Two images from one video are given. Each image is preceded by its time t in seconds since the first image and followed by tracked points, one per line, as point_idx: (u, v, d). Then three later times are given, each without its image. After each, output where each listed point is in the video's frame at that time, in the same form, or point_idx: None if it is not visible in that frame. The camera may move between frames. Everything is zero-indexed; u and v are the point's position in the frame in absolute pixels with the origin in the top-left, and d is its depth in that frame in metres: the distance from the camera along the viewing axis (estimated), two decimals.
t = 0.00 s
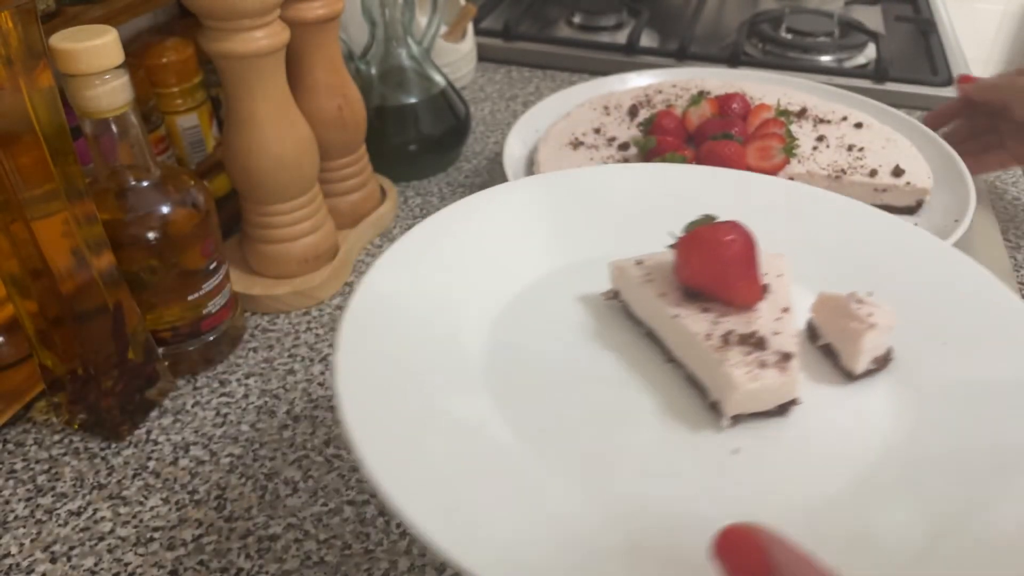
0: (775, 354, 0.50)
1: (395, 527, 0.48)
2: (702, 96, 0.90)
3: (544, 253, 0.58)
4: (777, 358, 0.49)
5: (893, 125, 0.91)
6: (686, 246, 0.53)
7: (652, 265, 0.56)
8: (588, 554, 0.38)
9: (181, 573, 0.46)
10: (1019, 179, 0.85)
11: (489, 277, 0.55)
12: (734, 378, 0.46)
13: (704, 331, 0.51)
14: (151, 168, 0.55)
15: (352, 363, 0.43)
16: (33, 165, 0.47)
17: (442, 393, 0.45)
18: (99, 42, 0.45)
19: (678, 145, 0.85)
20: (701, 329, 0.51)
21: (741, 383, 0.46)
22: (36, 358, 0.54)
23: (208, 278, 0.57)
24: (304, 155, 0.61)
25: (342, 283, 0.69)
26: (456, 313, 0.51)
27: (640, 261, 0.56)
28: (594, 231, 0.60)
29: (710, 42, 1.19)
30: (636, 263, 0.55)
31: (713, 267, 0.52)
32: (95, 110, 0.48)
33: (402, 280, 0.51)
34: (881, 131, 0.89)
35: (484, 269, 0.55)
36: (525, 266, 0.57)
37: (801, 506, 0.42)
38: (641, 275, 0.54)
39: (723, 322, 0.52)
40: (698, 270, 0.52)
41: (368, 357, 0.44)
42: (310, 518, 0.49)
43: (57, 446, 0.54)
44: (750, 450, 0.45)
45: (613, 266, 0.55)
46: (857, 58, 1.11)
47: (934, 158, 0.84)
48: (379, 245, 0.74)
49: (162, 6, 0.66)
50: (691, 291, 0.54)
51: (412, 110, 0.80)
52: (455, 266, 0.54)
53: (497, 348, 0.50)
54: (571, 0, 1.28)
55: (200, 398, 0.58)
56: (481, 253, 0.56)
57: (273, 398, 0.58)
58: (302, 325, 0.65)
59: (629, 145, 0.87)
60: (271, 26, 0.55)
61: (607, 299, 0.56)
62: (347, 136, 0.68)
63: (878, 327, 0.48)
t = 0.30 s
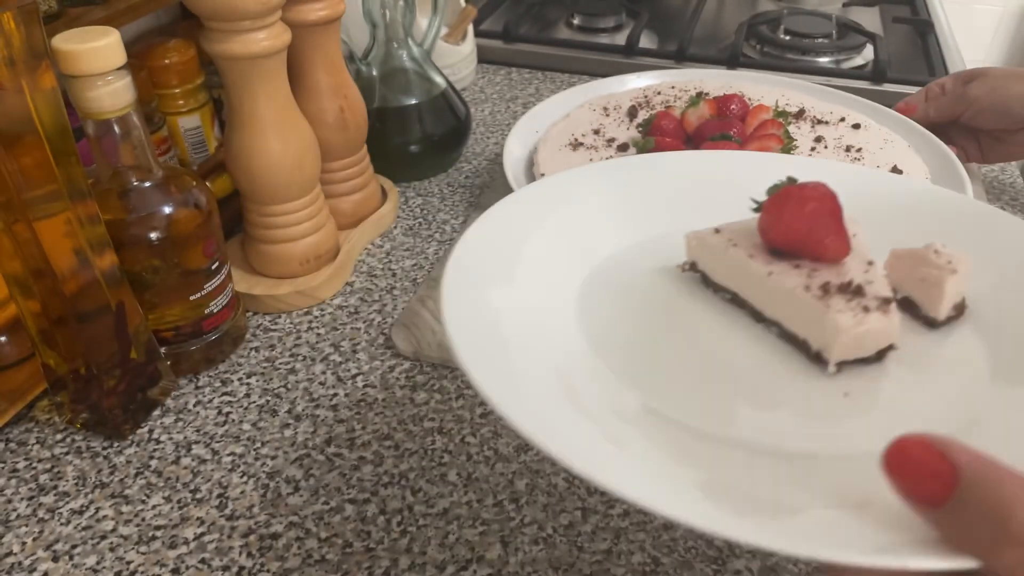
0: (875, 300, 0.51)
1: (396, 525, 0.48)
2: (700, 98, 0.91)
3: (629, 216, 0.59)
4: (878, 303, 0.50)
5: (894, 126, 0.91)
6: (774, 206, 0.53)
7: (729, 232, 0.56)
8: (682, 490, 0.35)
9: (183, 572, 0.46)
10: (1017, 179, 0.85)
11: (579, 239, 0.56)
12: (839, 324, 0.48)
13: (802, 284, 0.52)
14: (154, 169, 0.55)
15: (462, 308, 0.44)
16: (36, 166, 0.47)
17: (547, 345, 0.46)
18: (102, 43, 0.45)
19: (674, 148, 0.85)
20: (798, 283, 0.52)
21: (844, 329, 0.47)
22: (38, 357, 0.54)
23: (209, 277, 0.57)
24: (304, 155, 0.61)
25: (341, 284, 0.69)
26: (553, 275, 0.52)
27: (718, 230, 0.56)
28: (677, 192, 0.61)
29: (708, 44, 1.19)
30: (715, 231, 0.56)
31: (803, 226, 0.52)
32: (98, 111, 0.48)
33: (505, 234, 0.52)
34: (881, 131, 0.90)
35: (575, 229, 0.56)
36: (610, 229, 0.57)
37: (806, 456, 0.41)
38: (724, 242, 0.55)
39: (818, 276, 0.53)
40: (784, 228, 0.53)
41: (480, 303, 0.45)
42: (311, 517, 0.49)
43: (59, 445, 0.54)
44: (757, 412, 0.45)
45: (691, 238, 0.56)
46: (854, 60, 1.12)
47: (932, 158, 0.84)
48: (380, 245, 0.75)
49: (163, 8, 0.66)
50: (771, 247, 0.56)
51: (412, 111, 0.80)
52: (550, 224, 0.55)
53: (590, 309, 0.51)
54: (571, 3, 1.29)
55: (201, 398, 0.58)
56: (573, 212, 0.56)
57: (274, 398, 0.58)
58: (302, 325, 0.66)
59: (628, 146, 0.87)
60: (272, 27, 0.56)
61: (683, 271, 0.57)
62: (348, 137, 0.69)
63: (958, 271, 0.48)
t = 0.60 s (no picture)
0: (926, 291, 0.51)
1: (396, 525, 0.48)
2: (703, 99, 0.91)
3: (673, 210, 0.57)
4: (929, 294, 0.51)
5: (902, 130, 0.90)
6: (818, 204, 0.52)
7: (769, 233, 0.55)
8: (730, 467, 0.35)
9: (183, 572, 0.46)
10: (1017, 178, 0.85)
11: (626, 231, 0.54)
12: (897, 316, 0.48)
13: (853, 280, 0.52)
14: (154, 169, 0.55)
15: (512, 298, 0.43)
16: (36, 166, 0.47)
17: (601, 334, 0.44)
18: (103, 43, 0.45)
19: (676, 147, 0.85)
20: (849, 278, 0.52)
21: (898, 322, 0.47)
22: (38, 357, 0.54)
23: (209, 277, 0.57)
24: (304, 156, 0.61)
25: (341, 284, 0.69)
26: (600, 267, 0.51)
27: (760, 229, 0.55)
28: (721, 190, 0.60)
29: (709, 44, 1.20)
30: (756, 231, 0.55)
31: (847, 226, 0.52)
32: (98, 110, 0.48)
33: (552, 225, 0.50)
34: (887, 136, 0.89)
35: (620, 223, 0.54)
36: (654, 222, 0.56)
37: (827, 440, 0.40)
38: (770, 242, 0.54)
39: (868, 270, 0.53)
40: (829, 223, 0.53)
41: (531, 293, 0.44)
42: (311, 517, 0.49)
43: (59, 445, 0.54)
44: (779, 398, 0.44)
45: (733, 236, 0.55)
46: (854, 60, 1.12)
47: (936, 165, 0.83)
48: (380, 245, 0.75)
49: (163, 8, 0.66)
50: (816, 245, 0.55)
51: (412, 110, 0.80)
52: (595, 217, 0.53)
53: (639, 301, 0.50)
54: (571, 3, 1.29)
55: (201, 398, 0.58)
56: (617, 206, 0.55)
57: (273, 398, 0.58)
58: (302, 325, 0.66)
59: (629, 146, 0.87)
60: (272, 27, 0.55)
61: (726, 270, 0.55)
62: (348, 136, 0.68)
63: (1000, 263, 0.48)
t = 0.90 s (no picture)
0: (966, 304, 0.48)
1: (396, 525, 0.48)
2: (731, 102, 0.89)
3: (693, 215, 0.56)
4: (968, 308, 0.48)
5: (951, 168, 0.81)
6: (850, 213, 0.50)
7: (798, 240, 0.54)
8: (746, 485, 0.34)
9: (183, 572, 0.46)
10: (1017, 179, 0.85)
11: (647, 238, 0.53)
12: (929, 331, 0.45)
13: (890, 292, 0.49)
14: (154, 169, 0.55)
15: (532, 304, 0.41)
16: (36, 166, 0.47)
17: (623, 344, 0.43)
18: (103, 43, 0.45)
19: (687, 153, 0.81)
20: (885, 290, 0.49)
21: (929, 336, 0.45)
22: (38, 357, 0.54)
23: (209, 277, 0.57)
24: (304, 156, 0.61)
25: (342, 284, 0.69)
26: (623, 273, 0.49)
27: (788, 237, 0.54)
28: (745, 196, 0.58)
29: (709, 44, 1.20)
30: (784, 238, 0.54)
31: (881, 237, 0.49)
32: (98, 110, 0.48)
33: (574, 229, 0.49)
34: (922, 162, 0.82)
35: (644, 230, 0.53)
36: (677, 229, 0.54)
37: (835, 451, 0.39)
38: (799, 249, 0.53)
39: (904, 281, 0.50)
40: (863, 233, 0.50)
41: (557, 302, 0.42)
42: (311, 517, 0.49)
43: (59, 445, 0.54)
44: (797, 411, 0.43)
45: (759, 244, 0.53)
46: (854, 60, 1.12)
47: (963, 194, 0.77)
48: (380, 245, 0.75)
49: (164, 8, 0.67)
50: (846, 256, 0.53)
51: (412, 110, 0.80)
52: (618, 223, 0.51)
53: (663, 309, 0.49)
54: (571, 3, 1.29)
55: (201, 397, 0.58)
56: (639, 211, 0.53)
57: (273, 398, 0.58)
58: (302, 325, 0.66)
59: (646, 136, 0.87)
60: (271, 27, 0.55)
61: (751, 278, 0.54)
62: (348, 137, 0.69)
63: None
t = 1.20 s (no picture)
0: (982, 336, 0.46)
1: (396, 525, 0.48)
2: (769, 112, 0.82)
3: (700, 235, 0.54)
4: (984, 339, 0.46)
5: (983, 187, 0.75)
6: (860, 239, 0.48)
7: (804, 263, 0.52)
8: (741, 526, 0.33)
9: (183, 572, 0.46)
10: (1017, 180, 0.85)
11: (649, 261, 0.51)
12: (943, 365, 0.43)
13: (903, 322, 0.47)
14: (154, 169, 0.55)
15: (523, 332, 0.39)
16: (37, 166, 0.47)
17: (617, 374, 0.41)
18: (103, 43, 0.45)
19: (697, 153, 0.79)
20: (898, 320, 0.47)
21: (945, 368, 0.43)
22: (37, 357, 0.54)
23: (209, 278, 0.57)
24: (304, 156, 0.61)
25: (342, 284, 0.69)
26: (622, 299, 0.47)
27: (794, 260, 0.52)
28: (751, 212, 0.55)
29: (709, 44, 1.20)
30: (790, 262, 0.52)
31: (893, 264, 0.47)
32: (98, 110, 0.48)
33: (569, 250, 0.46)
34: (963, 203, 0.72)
35: (640, 250, 0.51)
36: (678, 247, 0.52)
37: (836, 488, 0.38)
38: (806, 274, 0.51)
39: (915, 310, 0.48)
40: (874, 259, 0.48)
41: (552, 333, 0.40)
42: (311, 517, 0.49)
43: (59, 445, 0.54)
44: (796, 441, 0.41)
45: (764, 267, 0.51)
46: (854, 60, 1.13)
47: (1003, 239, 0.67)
48: (380, 245, 0.75)
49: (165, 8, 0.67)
50: (856, 281, 0.51)
51: (412, 110, 0.80)
52: (617, 245, 0.49)
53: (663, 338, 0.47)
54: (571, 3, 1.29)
55: (201, 397, 0.58)
56: (639, 232, 0.51)
57: (274, 398, 0.58)
58: (302, 325, 0.66)
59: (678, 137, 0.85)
60: (271, 27, 0.55)
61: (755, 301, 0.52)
62: (348, 137, 0.69)
63: None
